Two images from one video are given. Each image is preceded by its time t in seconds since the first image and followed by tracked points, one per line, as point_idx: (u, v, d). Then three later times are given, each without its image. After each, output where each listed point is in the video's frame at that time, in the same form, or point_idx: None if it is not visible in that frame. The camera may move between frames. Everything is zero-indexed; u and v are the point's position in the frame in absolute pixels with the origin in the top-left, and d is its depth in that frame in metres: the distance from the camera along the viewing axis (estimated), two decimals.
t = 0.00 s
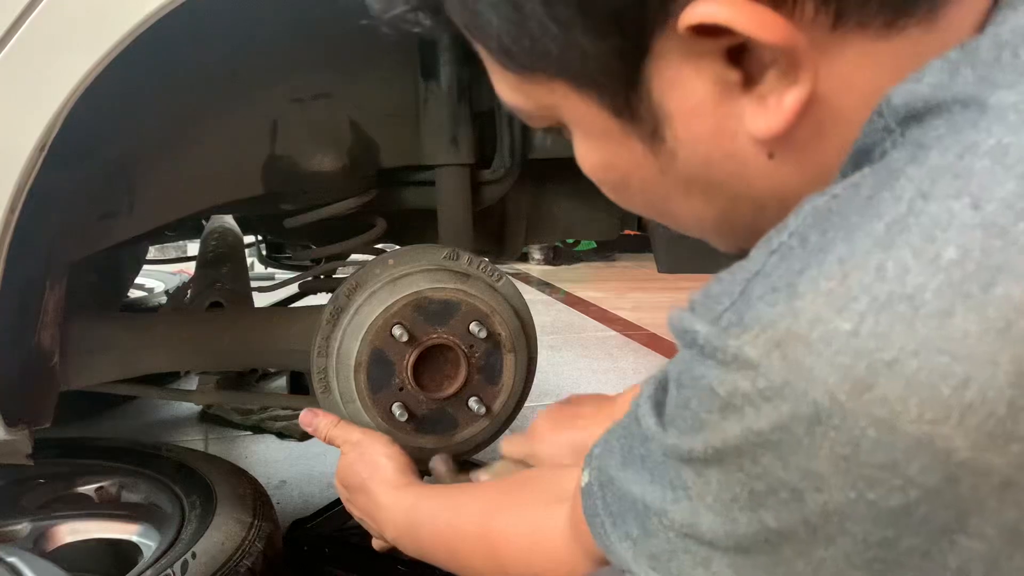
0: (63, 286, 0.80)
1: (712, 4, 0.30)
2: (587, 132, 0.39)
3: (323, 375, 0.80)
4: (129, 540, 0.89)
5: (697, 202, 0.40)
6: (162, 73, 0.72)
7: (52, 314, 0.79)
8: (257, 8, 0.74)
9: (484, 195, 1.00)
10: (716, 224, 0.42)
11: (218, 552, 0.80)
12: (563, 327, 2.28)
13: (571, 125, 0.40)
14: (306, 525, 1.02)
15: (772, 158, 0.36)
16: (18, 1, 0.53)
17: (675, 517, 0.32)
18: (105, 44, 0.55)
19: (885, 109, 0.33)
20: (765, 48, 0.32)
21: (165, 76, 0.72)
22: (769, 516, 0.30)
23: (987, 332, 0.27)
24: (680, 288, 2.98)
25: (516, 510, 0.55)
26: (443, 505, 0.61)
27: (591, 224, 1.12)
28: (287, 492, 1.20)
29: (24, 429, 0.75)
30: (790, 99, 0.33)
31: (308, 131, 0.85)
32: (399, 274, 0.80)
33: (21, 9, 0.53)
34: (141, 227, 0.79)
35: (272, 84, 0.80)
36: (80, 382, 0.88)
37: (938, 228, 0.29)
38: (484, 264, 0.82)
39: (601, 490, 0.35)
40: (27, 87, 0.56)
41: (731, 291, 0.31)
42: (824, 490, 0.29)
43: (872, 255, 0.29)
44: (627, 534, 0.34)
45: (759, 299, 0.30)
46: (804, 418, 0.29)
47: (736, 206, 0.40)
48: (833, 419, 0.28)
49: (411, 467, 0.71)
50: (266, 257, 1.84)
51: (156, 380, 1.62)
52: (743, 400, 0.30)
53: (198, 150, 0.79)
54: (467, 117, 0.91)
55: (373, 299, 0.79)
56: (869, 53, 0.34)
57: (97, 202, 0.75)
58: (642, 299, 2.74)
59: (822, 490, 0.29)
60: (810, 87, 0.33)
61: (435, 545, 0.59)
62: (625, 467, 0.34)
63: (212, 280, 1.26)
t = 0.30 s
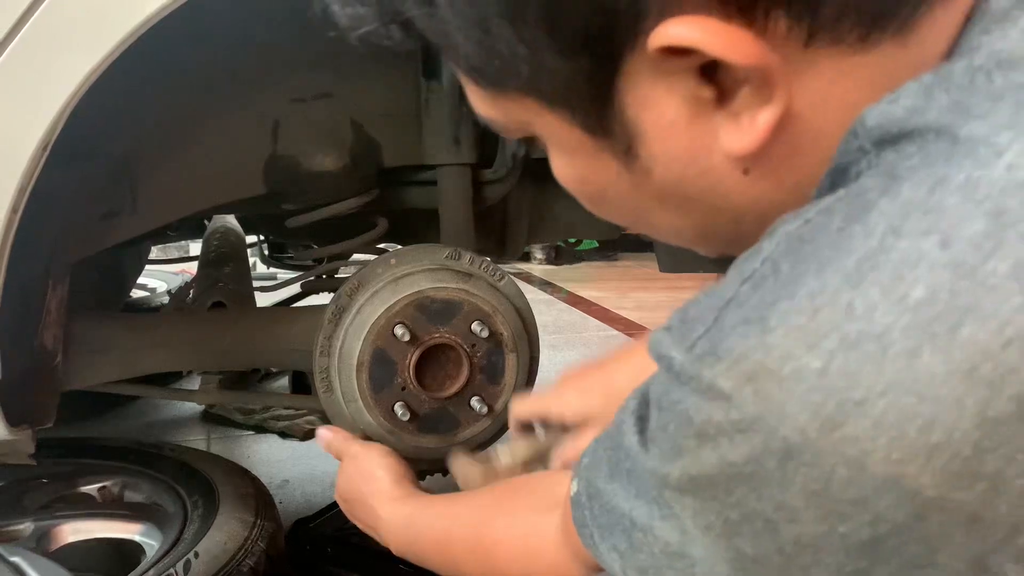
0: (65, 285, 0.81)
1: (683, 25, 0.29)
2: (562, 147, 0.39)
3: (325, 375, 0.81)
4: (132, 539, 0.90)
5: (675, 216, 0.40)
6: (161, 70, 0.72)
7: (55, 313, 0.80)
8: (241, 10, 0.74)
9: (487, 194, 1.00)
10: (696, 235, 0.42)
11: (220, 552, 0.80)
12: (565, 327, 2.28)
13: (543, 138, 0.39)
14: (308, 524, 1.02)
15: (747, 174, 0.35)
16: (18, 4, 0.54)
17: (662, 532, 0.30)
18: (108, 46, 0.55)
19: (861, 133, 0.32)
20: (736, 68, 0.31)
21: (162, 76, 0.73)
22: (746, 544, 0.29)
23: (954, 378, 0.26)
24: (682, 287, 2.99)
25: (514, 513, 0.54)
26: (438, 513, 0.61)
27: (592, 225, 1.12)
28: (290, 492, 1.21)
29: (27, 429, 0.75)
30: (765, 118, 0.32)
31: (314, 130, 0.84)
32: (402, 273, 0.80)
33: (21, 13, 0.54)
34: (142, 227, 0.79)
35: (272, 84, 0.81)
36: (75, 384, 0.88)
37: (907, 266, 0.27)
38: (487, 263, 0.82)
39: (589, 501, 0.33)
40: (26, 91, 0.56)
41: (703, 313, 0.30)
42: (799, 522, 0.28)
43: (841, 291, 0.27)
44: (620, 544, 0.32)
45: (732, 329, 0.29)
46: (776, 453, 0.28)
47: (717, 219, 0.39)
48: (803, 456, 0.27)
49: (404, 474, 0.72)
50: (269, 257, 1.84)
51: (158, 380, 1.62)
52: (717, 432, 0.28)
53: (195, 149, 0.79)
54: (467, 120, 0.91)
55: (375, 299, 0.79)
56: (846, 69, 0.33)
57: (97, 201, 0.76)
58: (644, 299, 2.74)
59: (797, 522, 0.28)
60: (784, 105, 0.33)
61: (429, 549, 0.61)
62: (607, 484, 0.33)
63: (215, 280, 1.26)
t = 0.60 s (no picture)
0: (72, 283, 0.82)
1: (656, 66, 0.33)
2: (558, 176, 0.43)
3: (329, 373, 0.81)
4: (136, 538, 0.90)
5: (667, 234, 0.44)
6: (172, 77, 0.73)
7: (60, 313, 0.81)
8: (242, 38, 0.74)
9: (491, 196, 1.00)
10: (689, 249, 0.45)
11: (225, 551, 0.81)
12: (568, 326, 2.29)
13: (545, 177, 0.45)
14: (312, 523, 1.01)
15: (731, 197, 0.39)
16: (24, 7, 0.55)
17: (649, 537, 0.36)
18: (116, 42, 0.56)
19: (821, 173, 0.36)
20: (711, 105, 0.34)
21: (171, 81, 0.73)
22: (712, 555, 0.35)
23: (884, 430, 0.31)
24: (684, 286, 3.00)
25: (547, 474, 0.56)
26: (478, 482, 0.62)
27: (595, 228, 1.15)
28: (292, 492, 1.22)
29: (32, 429, 0.76)
30: (744, 148, 0.36)
31: (313, 126, 0.85)
32: (406, 273, 0.78)
33: (15, 27, 0.55)
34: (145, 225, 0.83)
35: (274, 86, 0.80)
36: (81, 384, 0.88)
37: (845, 324, 0.31)
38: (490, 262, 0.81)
39: (591, 490, 0.39)
40: (25, 105, 0.58)
41: (673, 354, 0.35)
42: (752, 544, 0.33)
43: (784, 345, 0.32)
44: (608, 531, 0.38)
45: (693, 368, 0.34)
46: (730, 485, 0.33)
47: (710, 236, 0.43)
48: (751, 491, 0.32)
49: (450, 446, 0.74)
50: (272, 258, 1.86)
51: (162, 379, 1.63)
52: (681, 460, 0.34)
53: (201, 153, 0.82)
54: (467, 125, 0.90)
55: (378, 298, 0.77)
56: (813, 102, 0.36)
57: (104, 202, 0.78)
58: (646, 298, 2.75)
59: (752, 544, 0.33)
60: (761, 134, 0.36)
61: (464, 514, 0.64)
62: (607, 487, 0.38)
63: (218, 279, 1.27)
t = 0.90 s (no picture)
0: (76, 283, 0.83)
1: (633, 107, 0.34)
2: (546, 206, 0.44)
3: (333, 373, 0.81)
4: (140, 538, 0.90)
5: (654, 256, 0.45)
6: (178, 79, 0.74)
7: (65, 313, 0.81)
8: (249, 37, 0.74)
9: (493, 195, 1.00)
10: (677, 268, 0.46)
11: (229, 549, 0.82)
12: (572, 326, 2.30)
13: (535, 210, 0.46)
14: (316, 523, 1.01)
15: (715, 224, 0.40)
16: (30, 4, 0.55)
17: (640, 544, 0.37)
18: (119, 43, 0.56)
19: (802, 192, 0.37)
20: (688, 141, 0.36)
21: (174, 82, 0.74)
22: (704, 563, 0.35)
23: (867, 446, 0.31)
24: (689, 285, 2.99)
25: (548, 473, 0.57)
26: (483, 477, 0.64)
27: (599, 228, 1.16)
28: (296, 491, 1.22)
29: (36, 429, 0.76)
30: (723, 179, 0.37)
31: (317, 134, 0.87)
32: (410, 272, 0.79)
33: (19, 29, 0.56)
34: (149, 228, 0.83)
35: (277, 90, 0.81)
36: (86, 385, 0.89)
37: (828, 341, 0.32)
38: (494, 262, 0.81)
39: (587, 493, 0.40)
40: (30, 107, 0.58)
41: (662, 367, 0.35)
42: (742, 555, 0.34)
43: (770, 362, 0.32)
44: (606, 537, 0.38)
45: (680, 384, 0.34)
46: (719, 500, 0.33)
47: (698, 258, 0.44)
48: (741, 505, 0.33)
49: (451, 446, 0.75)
50: (275, 258, 1.86)
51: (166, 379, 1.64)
52: (672, 474, 0.34)
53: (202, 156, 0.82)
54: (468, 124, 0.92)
55: (383, 297, 0.78)
56: (788, 130, 0.37)
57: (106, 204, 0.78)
58: (651, 297, 2.75)
59: (745, 556, 0.34)
60: (739, 165, 0.37)
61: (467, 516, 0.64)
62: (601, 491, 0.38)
63: (221, 279, 1.28)
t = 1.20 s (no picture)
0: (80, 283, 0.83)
1: (609, 115, 0.34)
2: (530, 211, 0.44)
3: (336, 371, 0.80)
4: (144, 536, 0.90)
5: (639, 261, 0.45)
6: (178, 80, 0.74)
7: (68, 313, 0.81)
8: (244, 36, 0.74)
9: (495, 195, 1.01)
10: (662, 273, 0.47)
11: (233, 547, 0.82)
12: (575, 324, 2.30)
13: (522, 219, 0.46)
14: (317, 522, 1.01)
15: (696, 229, 0.40)
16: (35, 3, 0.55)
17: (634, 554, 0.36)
18: (122, 43, 0.57)
19: (785, 197, 0.37)
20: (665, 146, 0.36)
21: (173, 83, 0.74)
22: (696, 571, 0.35)
23: (855, 451, 0.31)
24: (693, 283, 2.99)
25: (552, 475, 0.57)
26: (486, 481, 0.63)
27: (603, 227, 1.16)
28: (300, 489, 1.22)
29: (40, 427, 0.77)
30: (701, 183, 0.37)
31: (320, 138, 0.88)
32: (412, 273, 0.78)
33: (24, 28, 0.56)
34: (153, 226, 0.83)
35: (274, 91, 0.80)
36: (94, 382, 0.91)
37: (814, 347, 0.32)
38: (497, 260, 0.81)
39: (581, 499, 0.40)
40: (35, 105, 0.58)
41: (648, 374, 0.36)
42: (732, 561, 0.34)
43: (757, 368, 0.32)
44: (600, 544, 0.38)
45: (668, 391, 0.34)
46: (708, 507, 0.33)
47: (683, 263, 0.44)
48: (730, 512, 0.33)
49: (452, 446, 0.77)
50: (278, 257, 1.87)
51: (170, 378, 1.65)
52: (662, 482, 0.34)
53: (202, 156, 0.81)
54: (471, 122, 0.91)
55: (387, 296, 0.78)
56: (766, 135, 0.37)
57: (109, 204, 0.78)
58: (654, 296, 2.76)
59: (735, 563, 0.34)
60: (717, 170, 0.37)
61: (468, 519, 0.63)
62: (595, 495, 0.38)
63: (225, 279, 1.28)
